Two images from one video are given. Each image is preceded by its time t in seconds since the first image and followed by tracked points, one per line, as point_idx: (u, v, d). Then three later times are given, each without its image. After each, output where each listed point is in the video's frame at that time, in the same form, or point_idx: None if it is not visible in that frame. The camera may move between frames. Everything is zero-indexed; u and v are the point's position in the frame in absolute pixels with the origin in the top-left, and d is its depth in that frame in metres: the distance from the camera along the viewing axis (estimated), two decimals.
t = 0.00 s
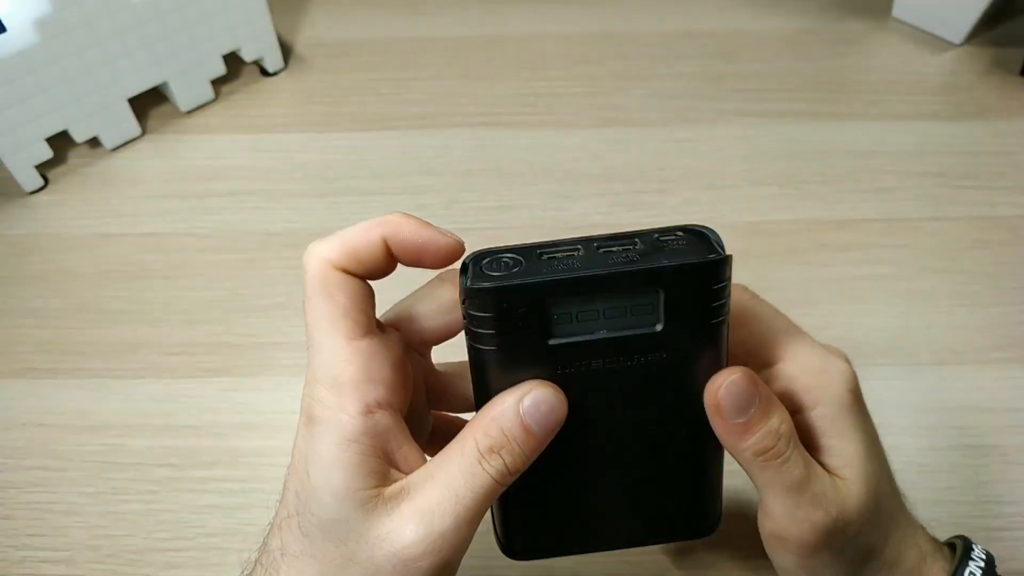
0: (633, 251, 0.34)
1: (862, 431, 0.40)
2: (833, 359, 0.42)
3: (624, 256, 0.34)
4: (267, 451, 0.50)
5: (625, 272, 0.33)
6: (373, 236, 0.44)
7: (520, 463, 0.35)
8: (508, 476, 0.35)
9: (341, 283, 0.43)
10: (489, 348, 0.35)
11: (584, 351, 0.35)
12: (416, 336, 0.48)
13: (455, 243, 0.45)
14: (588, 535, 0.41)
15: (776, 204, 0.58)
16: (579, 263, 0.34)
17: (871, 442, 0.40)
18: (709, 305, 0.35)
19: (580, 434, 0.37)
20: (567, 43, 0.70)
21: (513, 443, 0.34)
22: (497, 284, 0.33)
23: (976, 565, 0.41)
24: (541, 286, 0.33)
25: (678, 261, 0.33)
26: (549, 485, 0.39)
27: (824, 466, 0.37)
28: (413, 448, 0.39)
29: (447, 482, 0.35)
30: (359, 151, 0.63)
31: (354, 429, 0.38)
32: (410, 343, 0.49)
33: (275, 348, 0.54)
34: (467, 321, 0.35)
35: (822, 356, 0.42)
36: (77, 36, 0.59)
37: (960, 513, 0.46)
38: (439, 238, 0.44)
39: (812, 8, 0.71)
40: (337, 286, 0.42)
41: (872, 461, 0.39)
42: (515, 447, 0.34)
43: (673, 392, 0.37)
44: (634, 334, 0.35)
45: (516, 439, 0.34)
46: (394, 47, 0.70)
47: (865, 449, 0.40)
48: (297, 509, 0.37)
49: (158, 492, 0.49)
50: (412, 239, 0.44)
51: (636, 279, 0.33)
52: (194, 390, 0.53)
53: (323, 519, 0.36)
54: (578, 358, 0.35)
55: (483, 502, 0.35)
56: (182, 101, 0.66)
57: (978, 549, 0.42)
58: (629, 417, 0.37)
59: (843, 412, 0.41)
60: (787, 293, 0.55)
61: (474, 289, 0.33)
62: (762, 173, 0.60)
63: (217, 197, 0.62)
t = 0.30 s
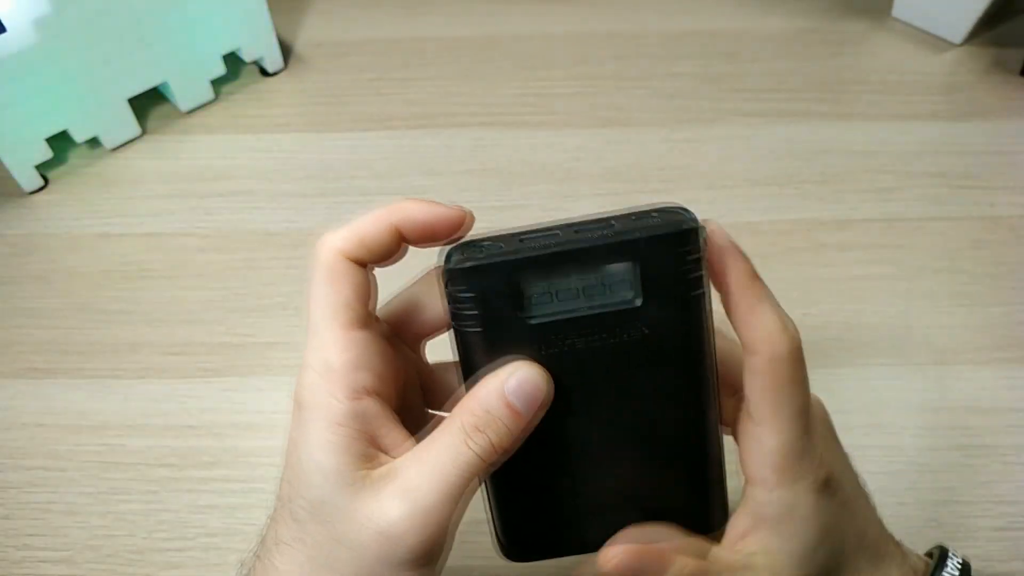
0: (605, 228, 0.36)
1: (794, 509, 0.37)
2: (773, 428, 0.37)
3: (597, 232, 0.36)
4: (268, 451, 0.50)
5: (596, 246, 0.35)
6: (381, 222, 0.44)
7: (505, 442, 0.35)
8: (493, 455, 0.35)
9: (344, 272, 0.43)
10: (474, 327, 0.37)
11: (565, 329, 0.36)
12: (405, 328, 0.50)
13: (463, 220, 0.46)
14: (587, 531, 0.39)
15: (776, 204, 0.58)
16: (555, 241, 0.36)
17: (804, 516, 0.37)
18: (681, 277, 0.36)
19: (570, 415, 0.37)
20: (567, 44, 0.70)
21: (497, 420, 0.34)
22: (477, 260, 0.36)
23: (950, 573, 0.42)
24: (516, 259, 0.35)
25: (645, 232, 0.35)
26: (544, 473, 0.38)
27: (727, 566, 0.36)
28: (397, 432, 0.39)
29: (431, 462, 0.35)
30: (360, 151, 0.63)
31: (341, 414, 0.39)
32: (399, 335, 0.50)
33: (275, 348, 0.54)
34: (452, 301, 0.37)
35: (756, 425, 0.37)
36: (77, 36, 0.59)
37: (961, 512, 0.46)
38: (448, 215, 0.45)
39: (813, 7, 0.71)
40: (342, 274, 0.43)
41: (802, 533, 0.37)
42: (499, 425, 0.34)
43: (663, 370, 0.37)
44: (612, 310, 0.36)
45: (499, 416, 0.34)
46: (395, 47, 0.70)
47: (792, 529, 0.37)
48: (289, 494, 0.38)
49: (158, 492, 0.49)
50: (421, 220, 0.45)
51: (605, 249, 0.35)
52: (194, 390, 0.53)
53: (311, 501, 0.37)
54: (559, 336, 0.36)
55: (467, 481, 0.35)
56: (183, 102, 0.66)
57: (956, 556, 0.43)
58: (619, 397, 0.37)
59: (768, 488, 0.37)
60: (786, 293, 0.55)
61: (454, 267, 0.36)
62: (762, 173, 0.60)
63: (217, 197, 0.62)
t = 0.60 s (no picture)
0: (599, 229, 0.36)
1: (782, 539, 0.37)
2: (764, 463, 0.36)
3: (590, 233, 0.36)
4: (267, 451, 0.50)
5: (588, 245, 0.35)
6: (417, 222, 0.43)
7: (494, 439, 0.35)
8: (480, 451, 0.35)
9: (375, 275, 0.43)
10: (466, 324, 0.37)
11: (556, 329, 0.36)
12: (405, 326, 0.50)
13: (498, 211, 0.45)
14: (577, 536, 0.38)
15: (776, 204, 0.58)
16: (549, 240, 0.36)
17: (792, 546, 0.37)
18: (673, 278, 0.36)
19: (561, 414, 0.37)
20: (567, 44, 0.69)
21: (487, 415, 0.34)
22: (470, 257, 0.36)
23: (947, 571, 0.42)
24: (509, 257, 0.36)
25: (639, 232, 0.35)
26: (536, 474, 0.38)
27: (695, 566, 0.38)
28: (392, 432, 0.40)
29: (419, 456, 0.35)
30: (360, 151, 0.63)
31: (338, 409, 0.39)
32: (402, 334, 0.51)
33: (275, 348, 0.54)
34: (444, 298, 0.37)
35: (747, 455, 0.36)
36: (76, 35, 0.59)
37: (961, 512, 0.46)
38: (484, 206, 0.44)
39: (813, 7, 0.71)
40: (369, 277, 0.43)
41: (792, 556, 0.37)
42: (488, 421, 0.34)
43: (654, 368, 0.37)
44: (603, 310, 0.36)
45: (488, 411, 0.34)
46: (395, 47, 0.70)
47: (780, 556, 0.37)
48: (280, 484, 0.38)
49: (158, 492, 0.49)
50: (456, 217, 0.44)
51: (598, 249, 0.35)
52: (194, 390, 0.53)
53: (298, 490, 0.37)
54: (550, 336, 0.36)
55: (455, 476, 0.34)
56: (182, 102, 0.66)
57: (953, 554, 0.43)
58: (609, 396, 0.37)
59: (757, 516, 0.37)
60: (786, 293, 0.55)
61: (447, 263, 0.36)
62: (762, 173, 0.60)
63: (217, 197, 0.62)
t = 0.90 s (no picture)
0: (595, 234, 0.36)
1: (780, 545, 0.37)
2: (763, 473, 0.36)
3: (585, 237, 0.36)
4: (266, 451, 0.50)
5: (583, 249, 0.35)
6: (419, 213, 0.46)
7: (489, 438, 0.35)
8: (475, 450, 0.34)
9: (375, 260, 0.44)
10: (462, 328, 0.37)
11: (551, 333, 0.36)
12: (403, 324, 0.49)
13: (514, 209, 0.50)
14: (573, 539, 0.38)
15: (775, 204, 0.58)
16: (544, 244, 0.36)
17: (790, 552, 0.37)
18: (670, 284, 0.36)
19: (557, 417, 0.37)
20: (567, 44, 0.69)
21: (481, 414, 0.34)
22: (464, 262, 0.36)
23: (946, 572, 0.42)
24: (504, 261, 0.36)
25: (635, 237, 0.35)
26: (532, 475, 0.38)
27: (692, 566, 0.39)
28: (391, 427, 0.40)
29: (414, 452, 0.35)
30: (359, 151, 0.63)
31: (341, 399, 0.40)
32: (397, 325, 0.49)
33: (275, 348, 0.54)
34: (440, 302, 0.37)
35: (747, 464, 0.37)
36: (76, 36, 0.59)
37: (962, 512, 0.46)
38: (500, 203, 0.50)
39: (813, 7, 0.71)
40: (379, 267, 0.44)
41: (790, 561, 0.38)
42: (484, 420, 0.34)
43: (650, 371, 0.37)
44: (597, 314, 0.36)
45: (483, 410, 0.34)
46: (394, 47, 0.70)
47: (779, 560, 0.38)
48: (275, 474, 0.38)
49: (158, 492, 0.49)
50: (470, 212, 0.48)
51: (593, 254, 0.35)
52: (194, 390, 0.53)
53: (292, 482, 0.37)
54: (544, 339, 0.36)
55: (448, 474, 0.34)
56: (182, 102, 0.66)
57: (952, 555, 0.43)
58: (604, 399, 0.37)
59: (756, 523, 0.37)
60: (786, 293, 0.55)
61: (442, 267, 0.36)
62: (762, 173, 0.60)
63: (217, 197, 0.62)
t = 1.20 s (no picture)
0: (596, 216, 0.37)
1: (787, 558, 0.37)
2: (770, 493, 0.36)
3: (588, 220, 0.37)
4: (266, 451, 0.50)
5: (585, 230, 0.36)
6: (376, 218, 0.47)
7: (487, 430, 0.35)
8: (472, 442, 0.34)
9: (338, 254, 0.45)
10: (464, 311, 0.37)
11: (554, 316, 0.36)
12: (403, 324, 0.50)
13: (460, 229, 0.47)
14: (577, 534, 0.38)
15: (776, 204, 0.58)
16: (546, 227, 0.37)
17: (797, 564, 0.37)
18: (671, 264, 0.36)
19: (559, 405, 0.37)
20: (567, 44, 0.70)
21: (480, 406, 0.34)
22: (465, 245, 0.36)
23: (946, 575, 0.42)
24: (505, 244, 0.36)
25: (637, 217, 0.36)
26: (536, 468, 0.38)
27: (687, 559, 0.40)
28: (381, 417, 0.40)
29: (410, 445, 0.35)
30: (359, 151, 0.63)
31: (326, 391, 0.40)
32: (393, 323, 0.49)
33: (274, 348, 0.54)
34: (443, 286, 0.37)
35: (753, 484, 0.36)
36: (76, 36, 0.59)
37: (961, 512, 0.46)
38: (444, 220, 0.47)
39: (812, 7, 0.71)
40: (339, 260, 0.45)
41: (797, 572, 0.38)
42: (482, 412, 0.34)
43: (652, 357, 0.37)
44: (601, 296, 0.36)
45: (481, 402, 0.34)
46: (394, 48, 0.70)
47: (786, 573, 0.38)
48: (273, 474, 0.39)
49: (158, 491, 0.49)
50: (415, 225, 0.47)
51: (596, 234, 0.36)
52: (194, 390, 0.53)
53: (288, 478, 0.37)
54: (548, 322, 0.36)
55: (445, 466, 0.34)
56: (183, 102, 0.66)
57: (950, 559, 0.43)
58: (607, 385, 0.37)
59: (764, 534, 0.38)
60: (786, 294, 0.55)
61: (444, 250, 0.36)
62: (761, 173, 0.60)
63: (217, 197, 0.62)
